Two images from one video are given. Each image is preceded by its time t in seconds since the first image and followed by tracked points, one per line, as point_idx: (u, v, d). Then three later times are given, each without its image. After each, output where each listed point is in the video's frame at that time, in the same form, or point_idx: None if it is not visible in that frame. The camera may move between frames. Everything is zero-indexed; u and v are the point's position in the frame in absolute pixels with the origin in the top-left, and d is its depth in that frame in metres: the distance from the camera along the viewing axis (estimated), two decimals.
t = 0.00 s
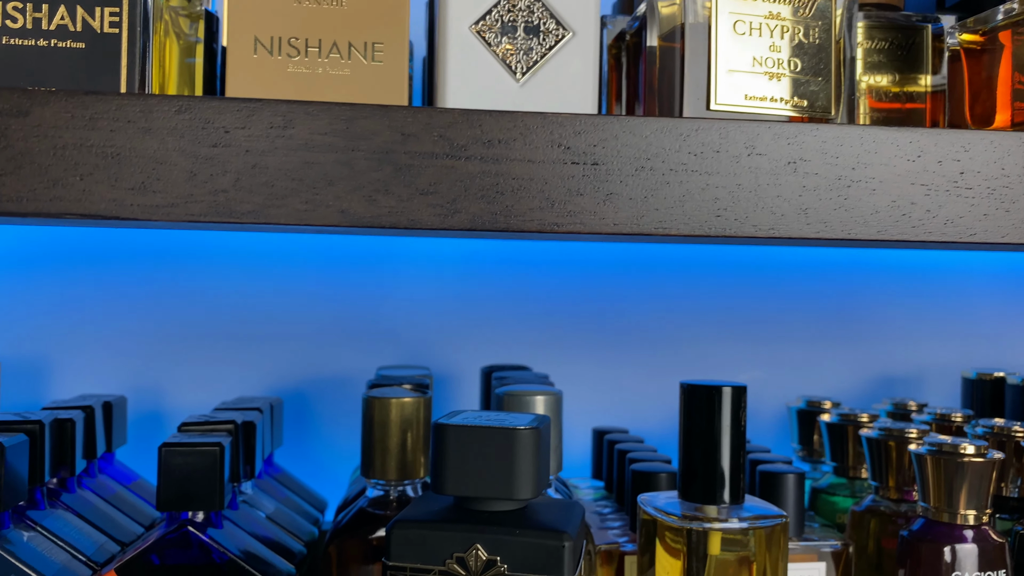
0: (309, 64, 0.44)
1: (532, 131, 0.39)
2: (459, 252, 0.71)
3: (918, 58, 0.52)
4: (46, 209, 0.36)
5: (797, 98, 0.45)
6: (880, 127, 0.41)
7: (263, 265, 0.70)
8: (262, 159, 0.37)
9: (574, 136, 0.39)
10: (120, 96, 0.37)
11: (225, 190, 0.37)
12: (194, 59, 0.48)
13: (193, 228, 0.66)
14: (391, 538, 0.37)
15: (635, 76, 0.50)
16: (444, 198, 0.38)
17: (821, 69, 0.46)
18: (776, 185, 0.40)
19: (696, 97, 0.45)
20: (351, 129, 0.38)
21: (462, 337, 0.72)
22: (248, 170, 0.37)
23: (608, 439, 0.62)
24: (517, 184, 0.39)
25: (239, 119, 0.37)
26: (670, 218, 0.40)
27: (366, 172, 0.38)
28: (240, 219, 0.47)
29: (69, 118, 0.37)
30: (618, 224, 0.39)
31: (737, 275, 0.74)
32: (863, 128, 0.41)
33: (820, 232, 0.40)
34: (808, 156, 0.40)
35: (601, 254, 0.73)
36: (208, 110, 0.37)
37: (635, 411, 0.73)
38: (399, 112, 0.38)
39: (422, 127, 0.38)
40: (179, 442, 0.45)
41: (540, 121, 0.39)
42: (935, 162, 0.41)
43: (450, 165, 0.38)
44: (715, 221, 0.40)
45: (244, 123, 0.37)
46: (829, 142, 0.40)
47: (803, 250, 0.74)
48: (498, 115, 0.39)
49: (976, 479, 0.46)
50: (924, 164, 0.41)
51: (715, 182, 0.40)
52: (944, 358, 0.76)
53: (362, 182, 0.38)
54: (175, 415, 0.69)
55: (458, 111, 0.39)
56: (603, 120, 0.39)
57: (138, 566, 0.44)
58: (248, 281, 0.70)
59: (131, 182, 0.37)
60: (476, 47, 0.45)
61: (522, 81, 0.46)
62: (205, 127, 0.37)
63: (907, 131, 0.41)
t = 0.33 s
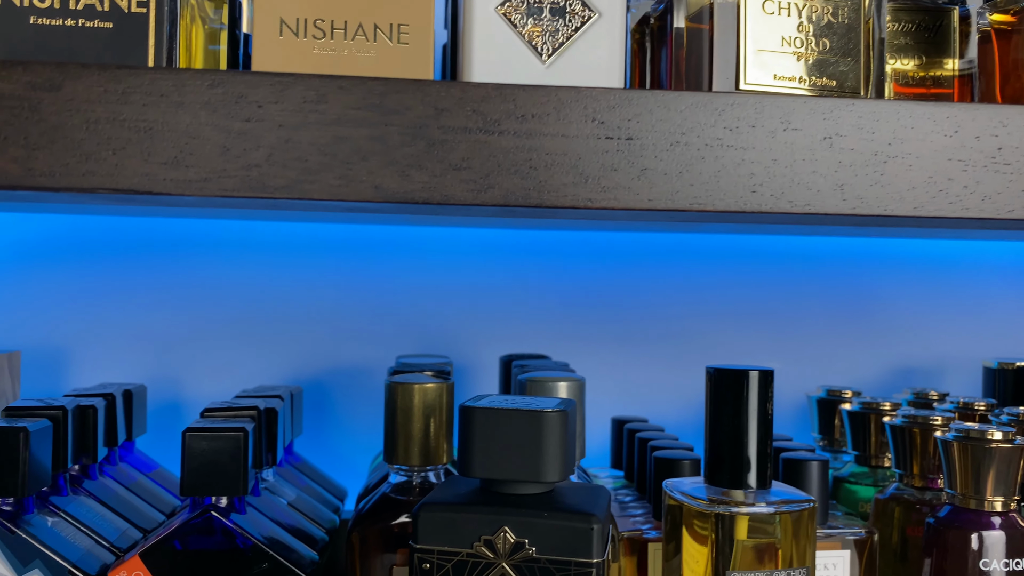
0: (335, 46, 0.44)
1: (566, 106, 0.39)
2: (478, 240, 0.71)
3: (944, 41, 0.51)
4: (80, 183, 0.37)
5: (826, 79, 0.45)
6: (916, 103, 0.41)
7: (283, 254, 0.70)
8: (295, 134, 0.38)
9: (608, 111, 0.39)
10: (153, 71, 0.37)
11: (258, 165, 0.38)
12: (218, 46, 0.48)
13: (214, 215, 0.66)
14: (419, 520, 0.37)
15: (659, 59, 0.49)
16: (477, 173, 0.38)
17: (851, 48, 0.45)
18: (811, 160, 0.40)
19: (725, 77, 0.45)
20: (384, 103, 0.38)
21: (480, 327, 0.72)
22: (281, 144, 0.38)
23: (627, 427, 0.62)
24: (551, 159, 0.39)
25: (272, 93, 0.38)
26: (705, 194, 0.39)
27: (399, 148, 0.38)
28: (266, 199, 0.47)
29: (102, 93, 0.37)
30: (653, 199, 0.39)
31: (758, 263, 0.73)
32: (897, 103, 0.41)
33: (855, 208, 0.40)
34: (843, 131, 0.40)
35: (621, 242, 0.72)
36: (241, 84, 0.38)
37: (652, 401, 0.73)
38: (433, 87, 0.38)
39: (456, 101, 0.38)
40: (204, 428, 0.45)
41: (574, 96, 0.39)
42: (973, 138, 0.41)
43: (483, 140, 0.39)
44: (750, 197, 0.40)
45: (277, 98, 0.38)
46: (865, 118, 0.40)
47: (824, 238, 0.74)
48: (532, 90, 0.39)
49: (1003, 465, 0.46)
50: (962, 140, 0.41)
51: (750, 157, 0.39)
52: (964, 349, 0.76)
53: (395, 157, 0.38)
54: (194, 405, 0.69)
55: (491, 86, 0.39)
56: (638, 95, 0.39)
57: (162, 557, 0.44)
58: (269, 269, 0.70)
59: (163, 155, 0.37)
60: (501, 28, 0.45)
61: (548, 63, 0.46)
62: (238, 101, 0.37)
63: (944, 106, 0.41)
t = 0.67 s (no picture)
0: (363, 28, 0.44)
1: (602, 79, 0.37)
2: (496, 230, 0.71)
3: (972, 23, 0.50)
4: (118, 156, 0.35)
5: (855, 60, 0.45)
6: (953, 75, 0.38)
7: (302, 244, 0.70)
8: (331, 107, 0.36)
9: (644, 83, 0.37)
10: (190, 43, 0.35)
11: (293, 138, 0.36)
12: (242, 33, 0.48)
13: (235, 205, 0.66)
14: (448, 500, 0.37)
15: (684, 40, 0.49)
16: (513, 146, 0.36)
17: (881, 28, 0.45)
18: (848, 133, 0.37)
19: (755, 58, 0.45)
20: (420, 76, 0.36)
21: (500, 317, 0.72)
22: (315, 118, 0.36)
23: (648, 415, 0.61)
24: (587, 132, 0.37)
25: (309, 66, 0.36)
26: (742, 167, 0.37)
27: (435, 122, 0.36)
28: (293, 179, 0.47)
29: (139, 66, 0.35)
30: (689, 174, 0.37)
31: (778, 252, 0.73)
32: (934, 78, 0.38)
33: (892, 182, 0.37)
34: (881, 104, 0.37)
35: (640, 231, 0.72)
36: (278, 57, 0.36)
37: (671, 391, 0.73)
38: (468, 60, 0.36)
39: (492, 73, 0.36)
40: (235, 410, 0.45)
41: (610, 68, 0.37)
42: (1011, 111, 0.38)
43: (519, 113, 0.36)
44: (787, 171, 0.37)
45: (314, 70, 0.36)
46: (897, 92, 0.38)
47: (843, 227, 0.73)
48: (567, 61, 0.37)
49: None
50: (999, 113, 0.38)
51: (787, 130, 0.37)
52: (984, 339, 0.75)
53: (429, 131, 0.36)
54: (215, 394, 0.69)
55: (527, 58, 0.37)
56: (674, 68, 0.37)
57: (189, 539, 0.44)
58: (289, 258, 0.70)
59: (200, 128, 0.35)
60: (528, 9, 0.45)
61: (574, 43, 0.46)
62: (275, 74, 0.36)
63: (982, 78, 0.38)
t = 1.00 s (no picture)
0: None
1: (629, 37, 0.28)
2: (508, 215, 0.71)
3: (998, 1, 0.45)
4: (136, 119, 0.27)
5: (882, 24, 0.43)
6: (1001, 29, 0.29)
7: (314, 230, 0.69)
8: (358, 68, 0.28)
9: (675, 41, 0.28)
10: None
11: (317, 97, 0.28)
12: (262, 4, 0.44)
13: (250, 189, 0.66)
14: (469, 475, 0.37)
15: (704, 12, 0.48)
16: (541, 109, 0.28)
17: None
18: (881, 95, 0.28)
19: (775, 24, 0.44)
20: (446, 34, 0.28)
21: (514, 303, 0.71)
22: (343, 78, 0.28)
23: (666, 398, 0.60)
24: (615, 94, 0.28)
25: (334, 23, 0.28)
26: (772, 130, 0.28)
27: (461, 82, 0.28)
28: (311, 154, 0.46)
29: (159, 24, 0.27)
30: (721, 138, 0.28)
31: (793, 236, 0.73)
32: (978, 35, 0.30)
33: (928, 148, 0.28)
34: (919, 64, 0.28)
35: (654, 215, 0.72)
36: (302, 12, 0.28)
37: (686, 376, 0.72)
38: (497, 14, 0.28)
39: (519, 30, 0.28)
40: (252, 387, 0.45)
41: (638, 25, 0.28)
42: None
43: (547, 73, 0.28)
44: (817, 135, 0.28)
45: (338, 28, 0.28)
46: (938, 46, 0.29)
47: (859, 211, 0.73)
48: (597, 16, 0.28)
49: None
50: None
51: (820, 90, 0.28)
52: (1002, 324, 0.74)
53: (454, 91, 0.28)
54: (228, 379, 0.69)
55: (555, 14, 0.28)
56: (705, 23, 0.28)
57: (207, 518, 0.44)
58: (303, 243, 0.69)
59: (222, 90, 0.27)
60: None
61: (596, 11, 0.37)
62: (298, 32, 0.28)
63: None
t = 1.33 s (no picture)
0: None
1: (666, 8, 0.28)
2: (525, 204, 0.70)
3: None
4: (169, 90, 0.27)
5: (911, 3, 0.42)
6: None
7: (331, 220, 0.69)
8: (391, 39, 0.28)
9: (711, 11, 0.28)
10: None
11: (351, 69, 0.28)
12: None
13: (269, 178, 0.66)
14: (496, 457, 0.37)
15: None
16: (576, 81, 0.28)
17: None
18: (920, 67, 0.28)
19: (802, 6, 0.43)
20: (480, 6, 0.28)
21: (530, 293, 0.71)
22: (375, 49, 0.27)
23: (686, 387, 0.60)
24: (652, 66, 0.28)
25: None
26: (811, 102, 0.28)
27: (494, 53, 0.28)
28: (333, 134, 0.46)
29: None
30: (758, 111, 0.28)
31: (811, 226, 0.72)
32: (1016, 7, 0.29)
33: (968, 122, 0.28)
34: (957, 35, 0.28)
35: (672, 205, 0.71)
36: None
37: (703, 367, 0.72)
38: None
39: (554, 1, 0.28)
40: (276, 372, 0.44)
41: None
42: None
43: (583, 45, 0.28)
44: (856, 108, 0.28)
45: None
46: (979, 19, 0.28)
47: (877, 200, 0.72)
48: None
49: None
50: None
51: (859, 62, 0.28)
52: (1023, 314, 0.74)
53: (488, 63, 0.28)
54: (245, 370, 0.69)
55: None
56: None
57: (231, 503, 0.44)
58: (320, 233, 0.69)
59: (254, 62, 0.27)
60: None
61: None
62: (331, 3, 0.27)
63: None
